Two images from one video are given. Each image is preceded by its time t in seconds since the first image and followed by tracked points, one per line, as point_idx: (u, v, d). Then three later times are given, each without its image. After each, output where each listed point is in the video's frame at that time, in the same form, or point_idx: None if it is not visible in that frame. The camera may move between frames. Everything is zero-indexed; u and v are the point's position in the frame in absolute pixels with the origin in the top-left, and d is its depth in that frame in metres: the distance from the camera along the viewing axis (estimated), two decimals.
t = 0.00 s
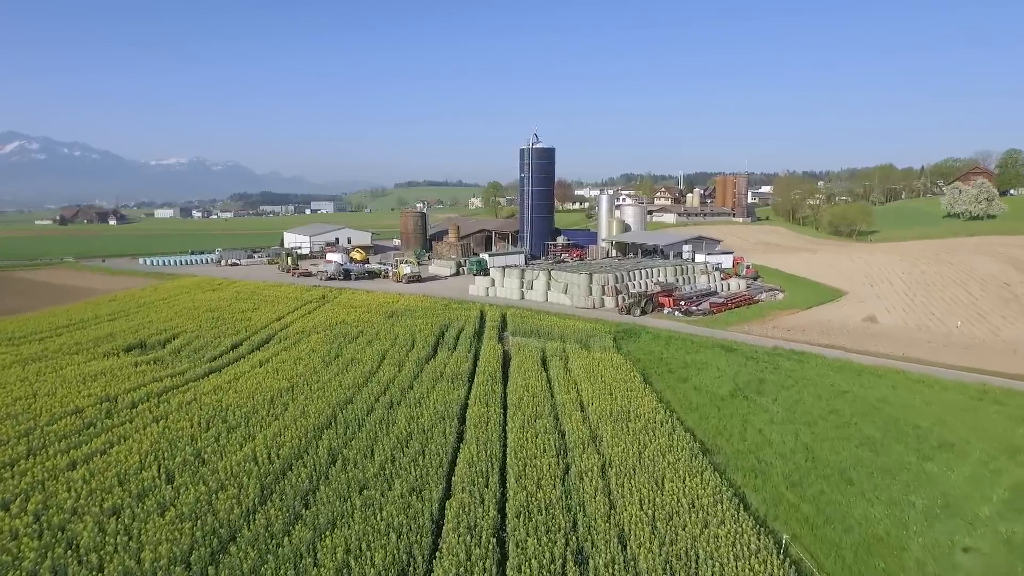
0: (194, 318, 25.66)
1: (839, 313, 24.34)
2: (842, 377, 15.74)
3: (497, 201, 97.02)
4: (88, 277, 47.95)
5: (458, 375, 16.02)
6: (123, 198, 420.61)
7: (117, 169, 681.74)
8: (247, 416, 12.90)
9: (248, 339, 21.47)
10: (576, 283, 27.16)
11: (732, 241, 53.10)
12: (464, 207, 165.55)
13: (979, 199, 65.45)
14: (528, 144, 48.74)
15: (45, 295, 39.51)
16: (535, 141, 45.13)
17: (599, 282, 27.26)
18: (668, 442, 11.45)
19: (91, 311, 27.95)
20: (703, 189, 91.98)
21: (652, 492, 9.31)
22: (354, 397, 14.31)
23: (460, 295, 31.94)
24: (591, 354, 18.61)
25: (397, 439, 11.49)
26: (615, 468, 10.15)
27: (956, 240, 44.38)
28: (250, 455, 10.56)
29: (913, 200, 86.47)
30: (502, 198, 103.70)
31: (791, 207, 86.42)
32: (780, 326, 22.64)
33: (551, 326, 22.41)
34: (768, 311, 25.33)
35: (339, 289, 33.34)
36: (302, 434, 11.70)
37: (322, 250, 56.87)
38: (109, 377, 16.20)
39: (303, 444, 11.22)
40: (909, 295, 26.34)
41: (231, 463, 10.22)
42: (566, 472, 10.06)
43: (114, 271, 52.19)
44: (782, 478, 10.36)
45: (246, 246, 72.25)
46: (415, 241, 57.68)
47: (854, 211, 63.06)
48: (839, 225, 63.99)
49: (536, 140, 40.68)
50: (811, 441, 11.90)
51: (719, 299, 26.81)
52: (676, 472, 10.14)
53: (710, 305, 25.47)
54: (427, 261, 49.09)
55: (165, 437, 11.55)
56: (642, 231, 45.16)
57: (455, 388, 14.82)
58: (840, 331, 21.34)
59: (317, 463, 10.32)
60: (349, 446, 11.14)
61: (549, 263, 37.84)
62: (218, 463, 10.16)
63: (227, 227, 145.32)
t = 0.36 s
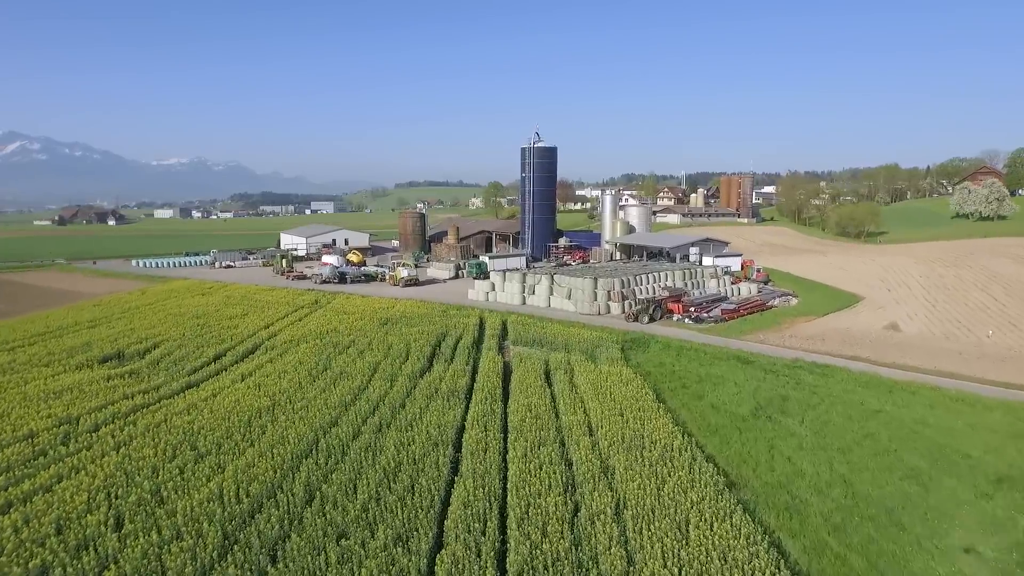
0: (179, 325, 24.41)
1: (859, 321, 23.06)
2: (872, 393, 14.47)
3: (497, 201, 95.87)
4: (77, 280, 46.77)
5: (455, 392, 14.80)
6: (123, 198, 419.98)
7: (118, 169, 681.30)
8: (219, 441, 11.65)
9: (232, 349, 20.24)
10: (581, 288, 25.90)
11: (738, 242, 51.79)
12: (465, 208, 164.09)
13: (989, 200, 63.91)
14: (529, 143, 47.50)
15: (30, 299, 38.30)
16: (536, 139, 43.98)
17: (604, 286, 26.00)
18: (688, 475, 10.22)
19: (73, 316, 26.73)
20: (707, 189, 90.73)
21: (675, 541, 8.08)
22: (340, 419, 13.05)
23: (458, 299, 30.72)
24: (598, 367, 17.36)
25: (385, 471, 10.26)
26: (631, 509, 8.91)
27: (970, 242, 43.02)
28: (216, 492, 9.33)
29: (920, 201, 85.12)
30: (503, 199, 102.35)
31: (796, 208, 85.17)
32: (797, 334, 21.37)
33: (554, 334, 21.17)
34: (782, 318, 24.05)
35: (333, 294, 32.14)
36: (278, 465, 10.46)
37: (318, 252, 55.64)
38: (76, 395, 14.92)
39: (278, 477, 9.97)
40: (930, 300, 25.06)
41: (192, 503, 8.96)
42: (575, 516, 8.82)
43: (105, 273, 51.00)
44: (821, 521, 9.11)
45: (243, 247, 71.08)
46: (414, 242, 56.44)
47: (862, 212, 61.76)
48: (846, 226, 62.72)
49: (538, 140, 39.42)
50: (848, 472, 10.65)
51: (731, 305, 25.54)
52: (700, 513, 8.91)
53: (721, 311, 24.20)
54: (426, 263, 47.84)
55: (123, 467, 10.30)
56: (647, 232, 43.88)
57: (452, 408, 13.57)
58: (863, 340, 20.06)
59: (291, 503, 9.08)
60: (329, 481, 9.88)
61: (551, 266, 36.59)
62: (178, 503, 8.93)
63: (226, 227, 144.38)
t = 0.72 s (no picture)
0: (161, 332, 23.17)
1: (880, 329, 21.80)
2: (908, 414, 13.20)
3: (498, 202, 94.71)
4: (65, 282, 45.49)
5: (449, 412, 13.58)
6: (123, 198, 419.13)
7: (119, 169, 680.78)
8: (183, 472, 10.39)
9: (213, 360, 19.00)
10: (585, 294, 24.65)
11: (745, 243, 50.52)
12: (466, 208, 162.71)
13: (1000, 200, 62.22)
14: (530, 142, 46.31)
15: (14, 302, 37.07)
16: (538, 137, 42.76)
17: (610, 292, 24.75)
18: (713, 517, 8.98)
19: (51, 322, 25.50)
20: (711, 190, 89.50)
21: None
22: (322, 445, 11.81)
23: (457, 304, 29.50)
24: (605, 383, 16.12)
25: (366, 512, 9.02)
26: (650, 565, 7.69)
27: (986, 243, 41.74)
28: (169, 542, 8.09)
29: (928, 201, 83.82)
30: (504, 198, 100.96)
31: (801, 208, 83.98)
32: (817, 344, 20.12)
33: (557, 344, 19.94)
34: (798, 326, 22.81)
35: (327, 298, 30.93)
36: (246, 505, 9.22)
37: (315, 254, 54.42)
38: (36, 414, 13.66)
39: (244, 523, 8.72)
40: (954, 307, 23.79)
41: (139, 559, 7.72)
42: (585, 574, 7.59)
43: (96, 275, 49.78)
44: None
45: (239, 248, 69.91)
46: (412, 242, 55.14)
47: (871, 212, 60.52)
48: (854, 227, 61.51)
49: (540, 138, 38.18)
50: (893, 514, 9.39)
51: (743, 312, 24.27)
52: (731, 571, 7.66)
53: (734, 318, 22.94)
54: (424, 265, 46.61)
55: (68, 508, 9.03)
56: (651, 234, 42.62)
57: (446, 432, 12.32)
58: (888, 351, 18.79)
59: (257, 556, 7.85)
60: (302, 526, 8.65)
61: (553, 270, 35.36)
62: (122, 560, 7.69)
63: (226, 227, 143.35)
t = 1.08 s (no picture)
0: (141, 341, 21.85)
1: (904, 337, 20.50)
2: (949, 438, 11.95)
3: (499, 202, 93.43)
4: (53, 285, 44.19)
5: (442, 437, 12.33)
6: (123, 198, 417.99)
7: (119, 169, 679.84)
8: (137, 514, 9.13)
9: (192, 373, 17.72)
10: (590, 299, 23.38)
11: (751, 245, 49.23)
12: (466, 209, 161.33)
13: (1011, 200, 60.83)
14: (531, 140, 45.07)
15: None
16: (539, 134, 41.51)
17: (615, 298, 23.48)
18: None
19: (27, 329, 24.22)
20: (715, 190, 88.19)
21: None
22: (298, 478, 10.55)
23: (455, 309, 28.20)
24: (613, 400, 14.82)
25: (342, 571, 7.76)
26: None
27: (1001, 245, 40.44)
28: None
29: (936, 201, 82.41)
30: (504, 198, 99.64)
31: (806, 208, 82.72)
32: (838, 355, 18.81)
33: (560, 356, 18.65)
34: (816, 334, 21.49)
35: (320, 303, 29.64)
36: (203, 559, 7.97)
37: (311, 255, 53.11)
38: None
39: None
40: (980, 314, 22.49)
41: None
42: None
43: (86, 277, 48.48)
44: None
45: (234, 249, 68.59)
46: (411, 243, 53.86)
47: (879, 212, 59.23)
48: (862, 227, 60.22)
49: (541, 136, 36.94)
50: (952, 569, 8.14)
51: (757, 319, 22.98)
52: None
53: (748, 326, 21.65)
54: (422, 268, 45.31)
55: None
56: (657, 236, 41.31)
57: (438, 462, 11.08)
58: (916, 363, 17.50)
59: None
60: None
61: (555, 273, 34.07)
62: None
63: (224, 228, 142.02)
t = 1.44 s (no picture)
0: (117, 351, 20.56)
1: (930, 347, 19.19)
2: (1001, 470, 10.67)
3: (499, 203, 92.16)
4: (39, 288, 42.86)
5: (433, 468, 11.07)
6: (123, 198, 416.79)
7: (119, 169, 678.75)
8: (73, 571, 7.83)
9: (166, 388, 16.43)
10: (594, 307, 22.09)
11: (758, 246, 47.91)
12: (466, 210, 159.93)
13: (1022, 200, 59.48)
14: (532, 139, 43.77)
15: None
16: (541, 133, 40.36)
17: (621, 305, 22.19)
18: None
19: None
20: (719, 190, 86.91)
21: None
22: (267, 521, 9.26)
23: (452, 315, 26.90)
24: (621, 422, 13.55)
25: None
26: None
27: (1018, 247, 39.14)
28: None
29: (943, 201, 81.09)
30: (504, 198, 98.32)
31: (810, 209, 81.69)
32: (861, 368, 17.46)
33: (563, 370, 17.40)
34: (835, 344, 20.16)
35: (311, 308, 28.36)
36: None
37: (305, 257, 51.78)
38: None
39: None
40: (1008, 323, 21.19)
41: None
42: None
43: (73, 280, 47.12)
44: None
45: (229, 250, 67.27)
46: (408, 244, 52.52)
47: (887, 213, 57.94)
48: (870, 229, 58.91)
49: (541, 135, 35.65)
50: None
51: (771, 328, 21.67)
52: None
53: (762, 336, 20.34)
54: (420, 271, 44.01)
55: None
56: (661, 238, 40.00)
57: (427, 501, 9.80)
58: (949, 377, 16.19)
59: None
60: None
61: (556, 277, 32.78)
62: None
63: (222, 228, 140.60)
